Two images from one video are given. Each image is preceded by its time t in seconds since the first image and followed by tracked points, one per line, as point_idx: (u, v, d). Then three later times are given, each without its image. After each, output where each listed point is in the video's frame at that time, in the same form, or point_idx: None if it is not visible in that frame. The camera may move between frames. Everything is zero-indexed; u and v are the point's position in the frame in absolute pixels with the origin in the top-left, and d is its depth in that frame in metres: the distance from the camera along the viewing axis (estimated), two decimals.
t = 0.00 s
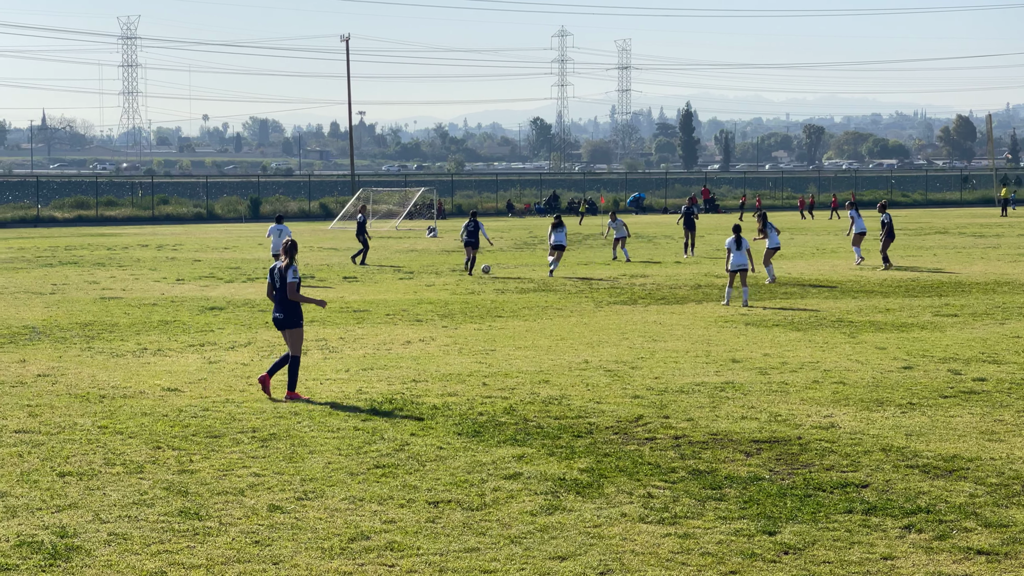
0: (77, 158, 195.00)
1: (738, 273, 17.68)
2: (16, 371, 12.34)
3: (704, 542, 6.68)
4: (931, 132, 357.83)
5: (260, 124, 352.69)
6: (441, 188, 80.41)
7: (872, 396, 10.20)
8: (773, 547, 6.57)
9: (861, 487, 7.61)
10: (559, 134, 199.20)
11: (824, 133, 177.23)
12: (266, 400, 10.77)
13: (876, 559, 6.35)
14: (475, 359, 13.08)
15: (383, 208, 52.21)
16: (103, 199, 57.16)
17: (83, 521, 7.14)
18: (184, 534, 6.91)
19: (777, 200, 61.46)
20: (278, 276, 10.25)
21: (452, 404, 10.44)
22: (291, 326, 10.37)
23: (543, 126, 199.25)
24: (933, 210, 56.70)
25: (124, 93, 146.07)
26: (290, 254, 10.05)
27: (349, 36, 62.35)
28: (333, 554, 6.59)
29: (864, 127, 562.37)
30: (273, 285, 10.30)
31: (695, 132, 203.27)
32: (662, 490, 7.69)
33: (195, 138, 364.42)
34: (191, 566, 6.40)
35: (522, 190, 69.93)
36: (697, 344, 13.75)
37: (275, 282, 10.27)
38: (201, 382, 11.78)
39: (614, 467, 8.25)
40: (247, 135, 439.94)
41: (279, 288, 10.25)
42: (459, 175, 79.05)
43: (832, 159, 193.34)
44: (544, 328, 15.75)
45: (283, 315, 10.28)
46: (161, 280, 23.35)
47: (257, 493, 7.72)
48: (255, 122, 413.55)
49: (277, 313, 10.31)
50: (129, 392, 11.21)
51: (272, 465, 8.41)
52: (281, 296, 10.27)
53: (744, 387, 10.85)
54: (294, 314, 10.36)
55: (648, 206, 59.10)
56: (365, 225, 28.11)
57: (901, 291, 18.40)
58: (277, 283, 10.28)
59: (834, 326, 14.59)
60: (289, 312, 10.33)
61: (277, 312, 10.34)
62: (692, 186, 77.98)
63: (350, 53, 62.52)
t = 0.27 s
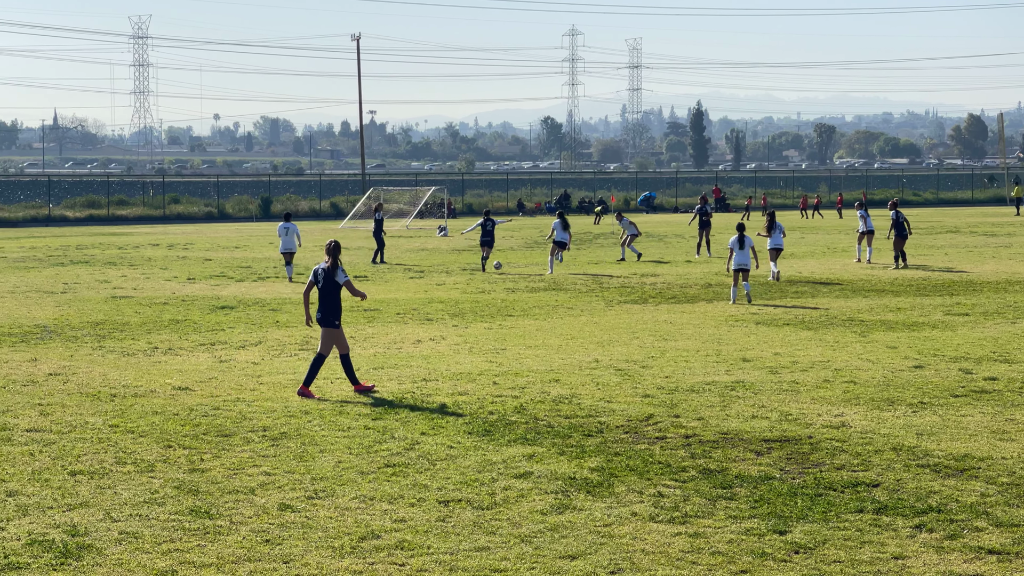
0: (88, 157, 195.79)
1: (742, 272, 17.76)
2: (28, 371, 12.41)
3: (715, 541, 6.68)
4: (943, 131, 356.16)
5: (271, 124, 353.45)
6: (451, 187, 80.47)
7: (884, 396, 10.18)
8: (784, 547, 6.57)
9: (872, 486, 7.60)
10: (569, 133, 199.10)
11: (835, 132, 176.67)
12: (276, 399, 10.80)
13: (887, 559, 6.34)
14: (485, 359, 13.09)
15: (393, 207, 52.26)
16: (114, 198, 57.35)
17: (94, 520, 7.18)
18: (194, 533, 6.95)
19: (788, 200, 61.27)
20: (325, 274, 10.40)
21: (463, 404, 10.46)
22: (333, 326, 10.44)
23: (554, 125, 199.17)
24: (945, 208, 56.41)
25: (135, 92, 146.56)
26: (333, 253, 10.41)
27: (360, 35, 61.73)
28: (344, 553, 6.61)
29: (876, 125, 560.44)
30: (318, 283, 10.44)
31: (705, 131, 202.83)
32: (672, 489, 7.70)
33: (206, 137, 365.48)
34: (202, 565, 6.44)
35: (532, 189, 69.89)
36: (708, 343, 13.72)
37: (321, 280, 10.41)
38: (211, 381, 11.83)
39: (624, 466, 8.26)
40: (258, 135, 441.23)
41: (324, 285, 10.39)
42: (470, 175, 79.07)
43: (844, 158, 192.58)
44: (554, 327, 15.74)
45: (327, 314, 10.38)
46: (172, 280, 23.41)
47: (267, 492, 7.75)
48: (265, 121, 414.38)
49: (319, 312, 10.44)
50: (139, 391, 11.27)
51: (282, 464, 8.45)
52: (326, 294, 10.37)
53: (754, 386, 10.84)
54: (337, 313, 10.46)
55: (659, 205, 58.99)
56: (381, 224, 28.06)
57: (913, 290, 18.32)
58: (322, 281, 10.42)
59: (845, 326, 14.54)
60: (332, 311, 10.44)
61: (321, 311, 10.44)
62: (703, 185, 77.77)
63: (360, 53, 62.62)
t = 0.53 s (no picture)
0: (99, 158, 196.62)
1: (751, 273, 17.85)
2: (38, 371, 12.48)
3: (724, 542, 6.69)
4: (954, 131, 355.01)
5: (280, 124, 354.28)
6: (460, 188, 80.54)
7: (893, 396, 10.17)
8: (793, 548, 6.57)
9: (881, 488, 7.60)
10: (578, 133, 199.09)
11: (845, 132, 176.37)
12: (285, 399, 10.85)
13: (896, 560, 6.34)
14: (494, 359, 13.11)
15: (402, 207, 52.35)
16: (124, 199, 57.57)
17: (104, 519, 7.23)
18: (203, 533, 6.99)
19: (797, 200, 61.15)
20: (361, 272, 10.49)
21: (472, 404, 10.49)
22: (372, 322, 10.60)
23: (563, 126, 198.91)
24: (956, 209, 56.25)
25: (145, 93, 147.14)
26: (370, 250, 10.43)
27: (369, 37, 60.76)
28: (353, 553, 6.64)
29: (887, 125, 558.70)
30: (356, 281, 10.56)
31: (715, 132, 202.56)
32: (681, 490, 7.70)
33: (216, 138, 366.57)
34: (211, 565, 6.47)
35: (541, 190, 69.90)
36: (717, 344, 13.72)
37: (358, 278, 10.53)
38: (221, 381, 11.88)
39: (633, 467, 8.27)
40: (268, 135, 442.27)
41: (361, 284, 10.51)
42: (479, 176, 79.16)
43: (853, 159, 192.09)
44: (563, 328, 15.76)
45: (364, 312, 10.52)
46: (181, 280, 23.49)
47: (277, 493, 7.79)
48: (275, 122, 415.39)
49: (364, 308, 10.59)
50: (149, 391, 11.33)
51: (291, 464, 8.49)
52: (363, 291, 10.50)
53: (764, 387, 10.84)
54: (376, 310, 10.58)
55: (668, 205, 58.95)
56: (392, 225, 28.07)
57: (922, 291, 18.28)
58: (360, 278, 10.53)
59: (854, 326, 14.53)
60: (371, 308, 10.56)
61: (359, 306, 10.60)
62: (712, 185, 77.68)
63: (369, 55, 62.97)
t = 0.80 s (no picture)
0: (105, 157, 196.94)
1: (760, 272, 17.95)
2: (44, 370, 12.50)
3: (729, 542, 6.68)
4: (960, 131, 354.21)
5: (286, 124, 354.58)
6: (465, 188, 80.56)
7: (899, 396, 10.15)
8: (799, 547, 6.57)
9: (887, 487, 7.59)
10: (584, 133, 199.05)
11: (850, 132, 176.20)
12: (290, 399, 10.86)
13: (902, 560, 6.34)
14: (499, 359, 13.11)
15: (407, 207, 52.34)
16: (130, 198, 57.66)
17: (109, 519, 7.25)
18: (209, 532, 7.01)
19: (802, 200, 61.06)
20: (393, 272, 10.56)
21: (477, 404, 10.48)
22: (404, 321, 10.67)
23: (568, 125, 198.84)
24: (962, 208, 56.10)
25: (151, 93, 147.32)
26: (402, 250, 10.46)
27: (373, 36, 63.79)
28: (358, 552, 6.66)
29: (892, 125, 557.57)
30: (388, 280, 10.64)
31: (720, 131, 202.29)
32: (687, 490, 7.70)
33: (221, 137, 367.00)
34: (216, 564, 6.49)
35: (547, 189, 69.91)
36: (723, 343, 13.70)
37: (390, 277, 10.60)
38: (226, 381, 11.90)
39: (638, 466, 8.28)
40: (273, 135, 442.80)
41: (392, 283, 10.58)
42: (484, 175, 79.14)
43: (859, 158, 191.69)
44: (568, 327, 15.75)
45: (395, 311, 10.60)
46: (186, 280, 23.50)
47: (282, 492, 7.80)
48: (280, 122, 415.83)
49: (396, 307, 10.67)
50: (154, 390, 11.34)
51: (297, 464, 8.50)
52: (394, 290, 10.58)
53: (769, 387, 10.84)
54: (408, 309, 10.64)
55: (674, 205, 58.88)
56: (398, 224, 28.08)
57: (928, 290, 18.24)
58: (391, 278, 10.60)
59: (860, 326, 14.50)
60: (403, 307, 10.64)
61: (390, 305, 10.68)
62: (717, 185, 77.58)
63: (373, 55, 63.34)
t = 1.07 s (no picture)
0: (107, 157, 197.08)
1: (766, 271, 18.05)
2: (46, 370, 12.52)
3: (731, 541, 6.68)
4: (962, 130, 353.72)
5: (288, 124, 354.89)
6: (467, 187, 80.61)
7: (900, 396, 10.16)
8: (800, 547, 6.57)
9: (889, 487, 7.58)
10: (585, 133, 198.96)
11: (853, 131, 176.06)
12: (292, 398, 10.87)
13: (904, 559, 6.33)
14: (500, 359, 13.12)
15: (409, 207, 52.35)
16: (132, 198, 57.70)
17: (111, 519, 7.25)
18: (210, 532, 7.01)
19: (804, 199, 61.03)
20: (422, 269, 10.68)
21: (479, 404, 10.49)
22: (433, 318, 10.74)
23: (570, 125, 198.80)
24: (964, 208, 56.10)
25: (153, 93, 147.47)
26: (431, 247, 10.59)
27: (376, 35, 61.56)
28: (359, 552, 6.66)
29: (894, 124, 557.23)
30: (417, 277, 10.75)
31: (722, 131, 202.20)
32: (689, 489, 7.70)
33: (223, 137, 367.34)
34: (217, 564, 6.49)
35: (549, 189, 69.90)
36: (725, 343, 13.71)
37: (419, 275, 10.71)
38: (228, 380, 11.91)
39: (640, 466, 8.27)
40: (275, 135, 442.84)
41: (422, 280, 10.69)
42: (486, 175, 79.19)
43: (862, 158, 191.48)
44: (570, 327, 15.76)
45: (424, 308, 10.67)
46: (189, 279, 23.51)
47: (284, 492, 7.81)
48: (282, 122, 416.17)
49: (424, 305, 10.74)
50: (156, 390, 11.35)
51: (298, 463, 8.50)
52: (423, 287, 10.68)
53: (771, 387, 10.83)
54: (436, 306, 10.74)
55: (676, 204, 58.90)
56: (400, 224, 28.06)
57: (930, 290, 18.25)
58: (420, 275, 10.72)
59: (861, 326, 14.51)
60: (431, 304, 10.72)
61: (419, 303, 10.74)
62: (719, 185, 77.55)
63: (375, 55, 63.05)
